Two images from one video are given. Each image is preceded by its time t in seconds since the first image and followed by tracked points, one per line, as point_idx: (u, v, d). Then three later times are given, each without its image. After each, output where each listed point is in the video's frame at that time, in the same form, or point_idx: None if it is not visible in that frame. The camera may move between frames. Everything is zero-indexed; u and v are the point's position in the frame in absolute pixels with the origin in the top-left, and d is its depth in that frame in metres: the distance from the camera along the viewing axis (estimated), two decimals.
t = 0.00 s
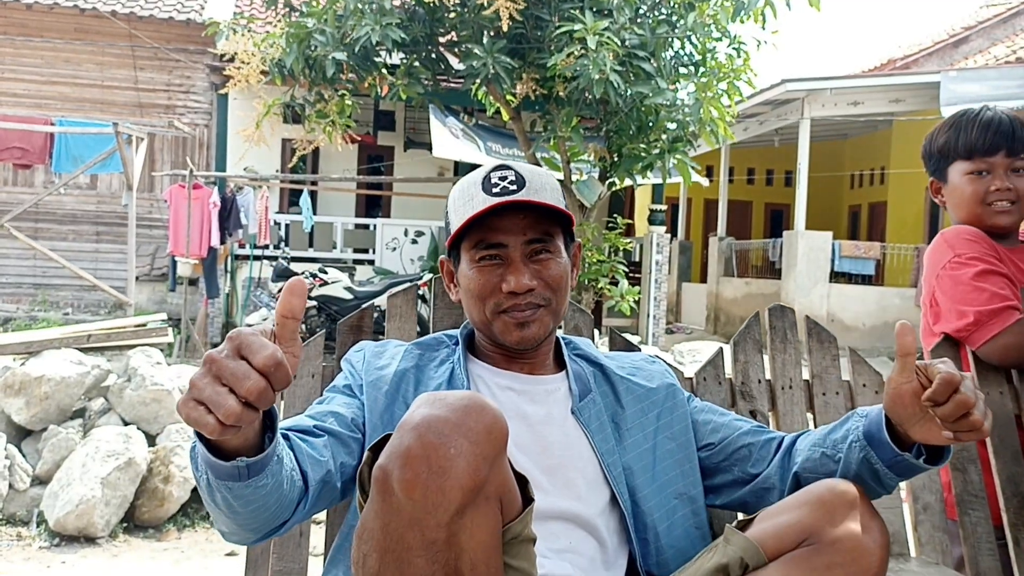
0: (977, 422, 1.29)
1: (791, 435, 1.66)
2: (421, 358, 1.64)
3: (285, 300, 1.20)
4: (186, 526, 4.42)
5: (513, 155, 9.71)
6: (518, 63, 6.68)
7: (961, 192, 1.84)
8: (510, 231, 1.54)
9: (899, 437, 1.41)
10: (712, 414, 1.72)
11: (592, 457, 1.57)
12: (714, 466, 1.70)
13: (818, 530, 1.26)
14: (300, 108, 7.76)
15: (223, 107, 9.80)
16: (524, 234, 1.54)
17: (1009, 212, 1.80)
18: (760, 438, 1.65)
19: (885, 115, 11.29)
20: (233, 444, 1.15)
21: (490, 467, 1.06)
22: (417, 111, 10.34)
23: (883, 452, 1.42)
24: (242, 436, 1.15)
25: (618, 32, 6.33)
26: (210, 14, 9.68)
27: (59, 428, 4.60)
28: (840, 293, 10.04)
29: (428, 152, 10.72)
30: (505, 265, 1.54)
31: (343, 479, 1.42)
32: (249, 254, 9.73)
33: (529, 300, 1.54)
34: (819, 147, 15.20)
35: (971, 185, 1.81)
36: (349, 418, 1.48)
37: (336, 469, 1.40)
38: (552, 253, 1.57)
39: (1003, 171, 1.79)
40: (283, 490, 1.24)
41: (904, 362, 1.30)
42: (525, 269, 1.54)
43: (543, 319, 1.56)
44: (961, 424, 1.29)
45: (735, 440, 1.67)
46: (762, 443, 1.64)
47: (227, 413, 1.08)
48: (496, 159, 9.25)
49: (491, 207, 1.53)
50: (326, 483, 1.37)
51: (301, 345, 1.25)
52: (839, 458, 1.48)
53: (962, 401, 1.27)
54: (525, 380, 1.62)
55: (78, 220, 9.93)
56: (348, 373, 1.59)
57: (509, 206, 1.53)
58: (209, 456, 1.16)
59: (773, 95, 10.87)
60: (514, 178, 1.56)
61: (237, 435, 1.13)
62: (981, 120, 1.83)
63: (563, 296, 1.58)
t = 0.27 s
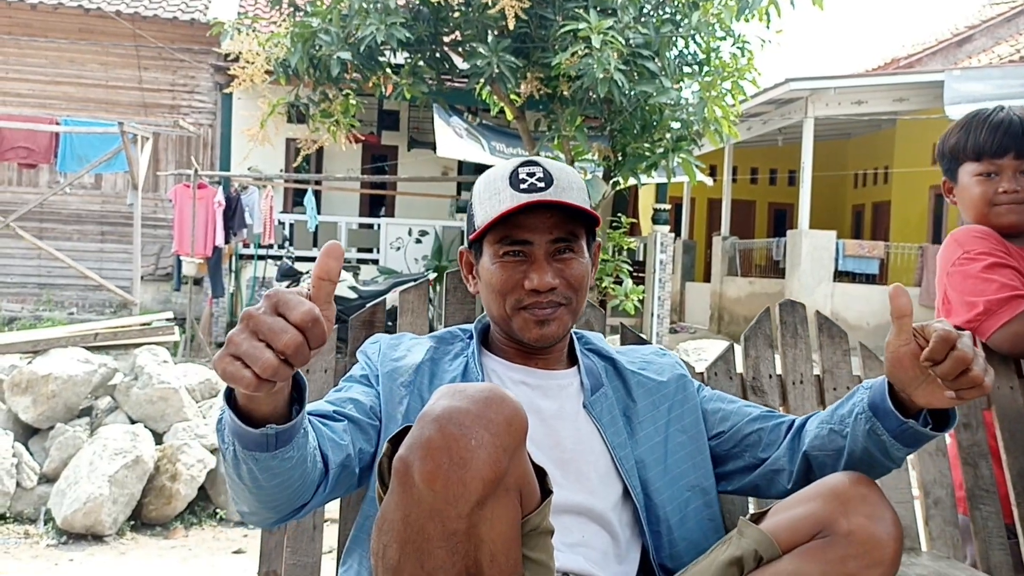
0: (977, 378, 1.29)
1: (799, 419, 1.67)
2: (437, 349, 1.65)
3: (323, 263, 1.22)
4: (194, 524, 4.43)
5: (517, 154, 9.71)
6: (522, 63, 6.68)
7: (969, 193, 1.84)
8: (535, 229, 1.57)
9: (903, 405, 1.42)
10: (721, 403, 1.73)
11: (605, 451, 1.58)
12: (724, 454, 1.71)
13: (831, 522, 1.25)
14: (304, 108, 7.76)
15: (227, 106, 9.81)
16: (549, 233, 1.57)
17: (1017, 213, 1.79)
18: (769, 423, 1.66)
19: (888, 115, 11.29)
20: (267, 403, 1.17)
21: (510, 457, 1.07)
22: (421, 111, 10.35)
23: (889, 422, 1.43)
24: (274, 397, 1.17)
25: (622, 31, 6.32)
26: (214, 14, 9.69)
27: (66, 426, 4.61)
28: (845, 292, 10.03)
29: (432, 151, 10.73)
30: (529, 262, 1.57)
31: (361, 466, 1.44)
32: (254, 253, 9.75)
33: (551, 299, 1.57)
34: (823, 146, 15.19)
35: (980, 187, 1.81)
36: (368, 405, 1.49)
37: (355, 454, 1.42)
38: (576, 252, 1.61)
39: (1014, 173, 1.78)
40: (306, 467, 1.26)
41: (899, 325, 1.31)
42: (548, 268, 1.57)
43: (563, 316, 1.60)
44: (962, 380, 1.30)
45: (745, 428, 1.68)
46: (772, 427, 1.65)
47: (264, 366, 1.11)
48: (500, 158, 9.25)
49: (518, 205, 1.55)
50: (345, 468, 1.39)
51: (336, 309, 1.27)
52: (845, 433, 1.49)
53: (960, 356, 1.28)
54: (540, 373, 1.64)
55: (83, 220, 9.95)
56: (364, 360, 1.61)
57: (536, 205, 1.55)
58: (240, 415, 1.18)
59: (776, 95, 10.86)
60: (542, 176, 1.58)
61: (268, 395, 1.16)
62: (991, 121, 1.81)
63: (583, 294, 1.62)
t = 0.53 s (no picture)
0: (997, 381, 1.31)
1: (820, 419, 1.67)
2: (456, 346, 1.66)
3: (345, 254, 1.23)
4: (209, 523, 4.45)
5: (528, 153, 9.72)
6: (534, 61, 6.70)
7: (1000, 189, 1.83)
8: (548, 214, 1.59)
9: (922, 406, 1.42)
10: (741, 401, 1.72)
11: (623, 447, 1.58)
12: (744, 453, 1.69)
13: (850, 516, 1.25)
14: (316, 109, 7.79)
15: (239, 108, 9.85)
16: (560, 218, 1.59)
17: None
18: (788, 423, 1.66)
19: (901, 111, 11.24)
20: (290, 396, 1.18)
21: (532, 450, 1.07)
22: (433, 111, 10.36)
23: (908, 423, 1.43)
24: (298, 389, 1.17)
25: (634, 30, 6.33)
26: (225, 16, 9.72)
27: (82, 426, 4.64)
28: (858, 290, 10.00)
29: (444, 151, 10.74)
30: (543, 247, 1.59)
31: (381, 463, 1.45)
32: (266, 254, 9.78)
33: (566, 281, 1.58)
34: (835, 143, 15.14)
35: (1012, 183, 1.80)
36: (387, 402, 1.50)
37: (375, 451, 1.42)
38: (588, 236, 1.62)
39: None
40: (328, 462, 1.26)
41: (919, 327, 1.31)
42: (562, 251, 1.58)
43: (580, 300, 1.60)
44: (981, 383, 1.31)
45: (765, 426, 1.67)
46: (792, 427, 1.64)
47: (290, 356, 1.12)
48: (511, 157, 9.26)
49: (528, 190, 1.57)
50: (365, 465, 1.39)
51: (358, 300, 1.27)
52: (864, 434, 1.50)
53: (979, 359, 1.29)
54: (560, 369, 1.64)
55: (97, 222, 10.00)
56: (384, 354, 1.62)
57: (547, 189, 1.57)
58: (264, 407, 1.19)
59: (788, 92, 10.84)
60: (551, 163, 1.60)
61: (292, 387, 1.16)
62: None
63: (599, 279, 1.63)
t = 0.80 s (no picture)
0: None
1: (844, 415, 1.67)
2: (478, 342, 1.66)
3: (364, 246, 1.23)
4: (231, 521, 4.48)
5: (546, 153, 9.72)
6: (551, 61, 6.71)
7: None
8: (570, 210, 1.60)
9: (950, 399, 1.43)
10: (765, 397, 1.72)
11: (647, 442, 1.59)
12: (769, 449, 1.70)
13: (875, 511, 1.25)
14: (334, 110, 7.82)
15: (258, 109, 9.90)
16: (583, 214, 1.60)
17: None
18: (814, 419, 1.66)
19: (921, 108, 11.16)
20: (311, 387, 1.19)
21: (556, 443, 1.08)
22: (450, 111, 10.39)
23: (936, 417, 1.44)
24: (318, 382, 1.19)
25: (651, 28, 6.33)
26: (244, 18, 9.78)
27: (106, 426, 4.68)
28: (878, 289, 9.94)
29: (461, 151, 10.76)
30: (566, 242, 1.60)
31: (402, 457, 1.46)
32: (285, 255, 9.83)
33: (589, 277, 1.59)
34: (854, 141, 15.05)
35: None
36: (408, 398, 1.51)
37: (397, 445, 1.43)
38: (611, 233, 1.63)
39: None
40: (350, 456, 1.27)
41: (948, 317, 1.33)
42: (585, 246, 1.59)
43: (602, 295, 1.61)
44: (1011, 374, 1.31)
45: (790, 422, 1.67)
46: (816, 423, 1.64)
47: (310, 348, 1.13)
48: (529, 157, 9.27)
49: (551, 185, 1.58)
50: (386, 459, 1.40)
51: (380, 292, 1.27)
52: (891, 428, 1.51)
53: (1010, 349, 1.29)
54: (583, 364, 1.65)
55: (118, 224, 10.09)
56: (407, 350, 1.63)
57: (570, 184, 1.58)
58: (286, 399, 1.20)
59: (807, 90, 10.79)
60: (574, 159, 1.61)
61: (313, 379, 1.18)
62: None
63: (622, 275, 1.63)
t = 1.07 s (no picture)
0: None
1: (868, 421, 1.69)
2: (498, 341, 1.67)
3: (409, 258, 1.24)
4: (255, 520, 4.51)
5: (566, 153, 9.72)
6: (571, 60, 6.72)
7: None
8: (600, 210, 1.60)
9: (987, 419, 1.45)
10: (789, 399, 1.72)
11: (669, 438, 1.60)
12: (792, 452, 1.71)
13: (899, 507, 1.25)
14: (355, 111, 7.87)
15: (280, 111, 9.97)
16: (613, 214, 1.60)
17: None
18: (839, 424, 1.67)
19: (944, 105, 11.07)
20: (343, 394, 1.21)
21: (578, 441, 1.09)
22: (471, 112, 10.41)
23: (970, 435, 1.46)
24: (351, 392, 1.20)
25: (671, 27, 6.33)
26: (266, 21, 9.85)
27: (132, 426, 4.73)
28: (902, 287, 9.87)
29: (482, 152, 10.79)
30: (595, 243, 1.60)
31: (425, 461, 1.47)
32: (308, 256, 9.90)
33: (619, 277, 1.60)
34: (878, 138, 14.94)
35: None
36: (429, 401, 1.52)
37: (418, 450, 1.44)
38: (638, 233, 1.64)
39: None
40: (379, 461, 1.29)
41: (993, 344, 1.40)
42: (615, 247, 1.60)
43: (630, 295, 1.63)
44: None
45: (815, 424, 1.67)
46: (843, 426, 1.65)
47: (350, 352, 1.14)
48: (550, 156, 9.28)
49: (581, 186, 1.58)
50: (408, 465, 1.41)
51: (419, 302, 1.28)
52: (922, 443, 1.52)
53: None
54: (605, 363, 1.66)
55: (143, 226, 10.19)
56: (426, 352, 1.65)
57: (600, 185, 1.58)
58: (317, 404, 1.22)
59: (829, 87, 10.73)
60: (601, 160, 1.61)
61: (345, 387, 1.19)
62: None
63: (647, 275, 1.65)
